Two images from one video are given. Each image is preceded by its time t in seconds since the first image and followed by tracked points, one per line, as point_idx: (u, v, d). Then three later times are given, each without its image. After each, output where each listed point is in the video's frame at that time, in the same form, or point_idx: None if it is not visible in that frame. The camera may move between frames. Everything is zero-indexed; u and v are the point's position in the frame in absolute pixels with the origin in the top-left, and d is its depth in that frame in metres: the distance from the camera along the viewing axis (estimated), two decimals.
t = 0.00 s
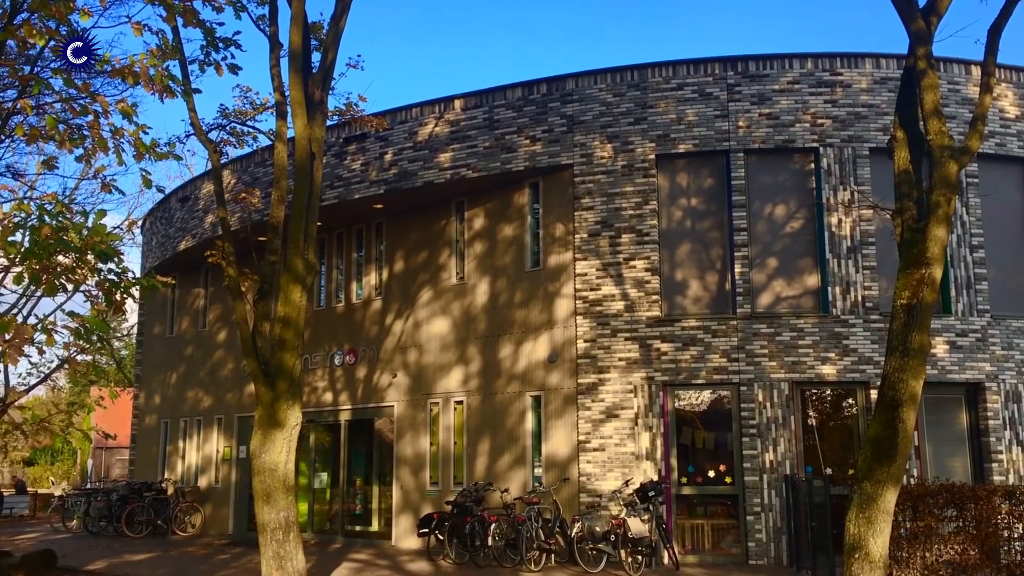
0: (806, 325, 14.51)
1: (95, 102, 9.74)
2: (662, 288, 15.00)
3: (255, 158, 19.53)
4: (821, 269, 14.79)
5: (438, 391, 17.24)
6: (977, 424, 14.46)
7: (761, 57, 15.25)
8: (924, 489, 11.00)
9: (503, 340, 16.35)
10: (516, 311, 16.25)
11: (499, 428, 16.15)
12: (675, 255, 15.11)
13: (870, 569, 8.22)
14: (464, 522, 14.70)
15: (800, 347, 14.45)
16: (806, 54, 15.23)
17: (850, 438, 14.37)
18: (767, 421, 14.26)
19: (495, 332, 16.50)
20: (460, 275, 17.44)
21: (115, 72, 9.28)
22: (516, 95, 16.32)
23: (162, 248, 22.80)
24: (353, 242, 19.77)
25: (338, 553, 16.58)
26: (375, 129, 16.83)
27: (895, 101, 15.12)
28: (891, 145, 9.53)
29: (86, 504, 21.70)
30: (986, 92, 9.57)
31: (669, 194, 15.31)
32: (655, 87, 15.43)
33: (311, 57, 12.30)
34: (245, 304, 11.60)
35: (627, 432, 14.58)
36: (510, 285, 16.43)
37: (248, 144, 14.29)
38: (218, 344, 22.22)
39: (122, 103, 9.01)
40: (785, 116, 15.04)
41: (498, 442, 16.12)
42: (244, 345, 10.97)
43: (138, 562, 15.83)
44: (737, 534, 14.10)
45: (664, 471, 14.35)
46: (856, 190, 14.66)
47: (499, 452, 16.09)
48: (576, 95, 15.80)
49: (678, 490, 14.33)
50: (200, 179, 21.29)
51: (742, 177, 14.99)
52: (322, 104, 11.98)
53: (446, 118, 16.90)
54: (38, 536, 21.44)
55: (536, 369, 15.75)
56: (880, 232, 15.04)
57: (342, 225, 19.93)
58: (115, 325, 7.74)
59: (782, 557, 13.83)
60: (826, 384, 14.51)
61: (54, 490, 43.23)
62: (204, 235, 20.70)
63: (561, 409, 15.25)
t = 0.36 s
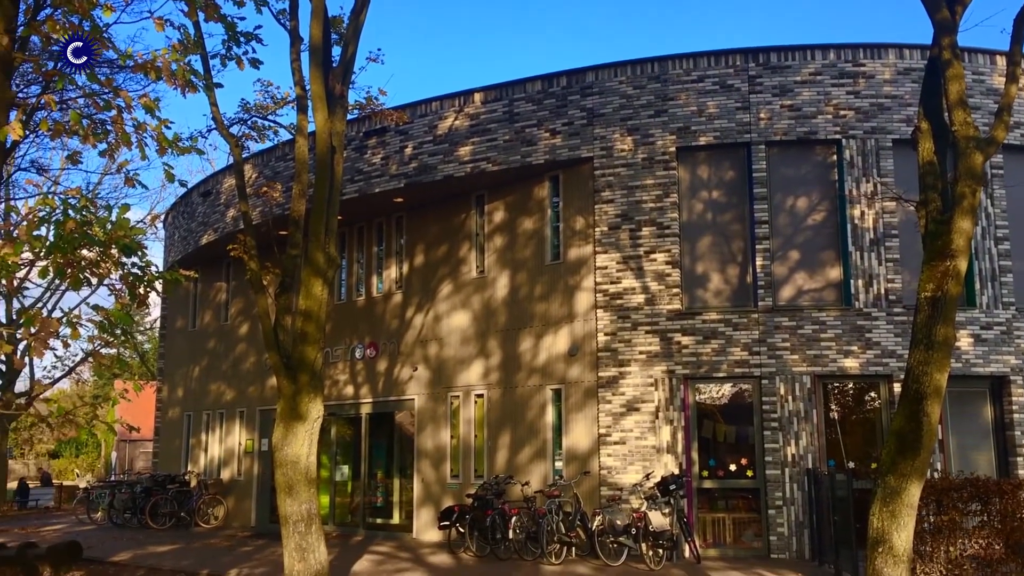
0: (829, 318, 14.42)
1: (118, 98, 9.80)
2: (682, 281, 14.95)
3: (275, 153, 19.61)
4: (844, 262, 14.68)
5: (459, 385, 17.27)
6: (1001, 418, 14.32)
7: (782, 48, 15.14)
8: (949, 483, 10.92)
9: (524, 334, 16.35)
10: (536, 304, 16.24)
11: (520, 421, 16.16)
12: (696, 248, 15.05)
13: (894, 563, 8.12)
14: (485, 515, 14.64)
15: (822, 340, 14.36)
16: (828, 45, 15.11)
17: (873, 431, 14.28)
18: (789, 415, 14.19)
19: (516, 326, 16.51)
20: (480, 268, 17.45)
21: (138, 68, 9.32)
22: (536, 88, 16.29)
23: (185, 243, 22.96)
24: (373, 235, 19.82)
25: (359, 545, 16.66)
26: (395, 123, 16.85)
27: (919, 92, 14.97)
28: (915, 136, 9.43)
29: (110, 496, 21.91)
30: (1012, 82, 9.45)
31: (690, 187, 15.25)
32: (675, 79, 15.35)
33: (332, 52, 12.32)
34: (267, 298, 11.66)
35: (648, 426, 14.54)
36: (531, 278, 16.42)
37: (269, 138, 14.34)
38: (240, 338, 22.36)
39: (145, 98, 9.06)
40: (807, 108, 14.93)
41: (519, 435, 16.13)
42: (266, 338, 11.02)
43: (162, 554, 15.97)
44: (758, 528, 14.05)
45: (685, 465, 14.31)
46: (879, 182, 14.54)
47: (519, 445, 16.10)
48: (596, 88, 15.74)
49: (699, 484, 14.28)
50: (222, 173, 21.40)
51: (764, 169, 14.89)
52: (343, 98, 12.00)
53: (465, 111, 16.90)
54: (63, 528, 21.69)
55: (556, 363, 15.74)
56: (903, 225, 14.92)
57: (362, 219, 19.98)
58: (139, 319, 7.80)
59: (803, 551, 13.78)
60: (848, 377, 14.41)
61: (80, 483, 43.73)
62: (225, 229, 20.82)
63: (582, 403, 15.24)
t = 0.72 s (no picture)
0: (843, 312, 14.35)
1: (133, 91, 9.82)
2: (696, 274, 14.90)
3: (289, 146, 19.65)
4: (859, 255, 14.61)
5: (472, 378, 17.28)
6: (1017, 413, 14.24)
7: (797, 40, 15.05)
8: (964, 478, 10.87)
9: (537, 327, 16.34)
10: (550, 297, 16.23)
11: (533, 415, 16.17)
12: (710, 242, 15.01)
13: (909, 558, 8.06)
14: (498, 508, 14.69)
15: (837, 334, 14.30)
16: (843, 38, 15.00)
17: (887, 426, 14.21)
18: (803, 409, 14.15)
19: (529, 319, 16.50)
20: (494, 262, 17.45)
21: (152, 61, 9.34)
22: (549, 81, 16.25)
23: (199, 236, 23.05)
24: (386, 229, 19.84)
25: (373, 538, 16.71)
26: (408, 116, 16.85)
27: (935, 85, 14.86)
28: (932, 129, 9.36)
29: (126, 488, 22.06)
30: None
31: (704, 180, 15.20)
32: (689, 72, 15.28)
33: (345, 45, 12.32)
34: (281, 292, 11.68)
35: (661, 419, 14.50)
36: (544, 272, 16.41)
37: (283, 131, 14.36)
38: (254, 331, 22.43)
39: (160, 91, 9.07)
40: (822, 101, 14.85)
41: (532, 428, 16.14)
42: (280, 331, 11.04)
43: (177, 545, 16.06)
44: (772, 522, 14.02)
45: (698, 459, 14.28)
46: (895, 175, 14.45)
47: (533, 439, 16.10)
48: (610, 81, 15.69)
49: (713, 477, 14.26)
50: (236, 167, 21.46)
51: (778, 163, 14.82)
52: (356, 91, 12.00)
53: (479, 104, 16.88)
54: (80, 519, 21.85)
55: (570, 356, 15.74)
56: (919, 218, 14.83)
57: (376, 212, 20.00)
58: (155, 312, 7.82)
59: (817, 545, 13.74)
60: (863, 371, 14.35)
61: (96, 475, 44.03)
62: (239, 223, 20.89)
63: (595, 396, 15.23)
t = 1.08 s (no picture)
0: (854, 307, 14.30)
1: (143, 85, 9.81)
2: (706, 269, 14.86)
3: (299, 140, 19.67)
4: (870, 250, 14.55)
5: (481, 372, 17.28)
6: None
7: (809, 34, 14.97)
8: (975, 474, 10.83)
9: (547, 322, 16.33)
10: (559, 292, 16.22)
11: (542, 409, 16.16)
12: (720, 236, 14.96)
13: (921, 554, 7.99)
14: (507, 502, 14.67)
15: (848, 329, 14.25)
16: (855, 31, 14.92)
17: (898, 421, 14.15)
18: (813, 404, 14.10)
19: (538, 314, 16.49)
20: (503, 256, 17.44)
21: (164, 55, 9.32)
22: (559, 75, 16.21)
23: (209, 230, 23.10)
24: (396, 223, 19.84)
25: (382, 531, 16.75)
26: (418, 110, 16.83)
27: (948, 79, 14.77)
28: (945, 123, 9.30)
29: (137, 481, 22.17)
30: None
31: (714, 174, 15.15)
32: (700, 66, 15.23)
33: (355, 39, 12.30)
34: (291, 285, 11.69)
35: (671, 414, 14.48)
36: (554, 266, 16.39)
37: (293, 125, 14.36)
38: (264, 325, 22.47)
39: (171, 85, 9.06)
40: (834, 95, 14.77)
41: (541, 422, 16.14)
42: (290, 324, 11.06)
43: (188, 538, 16.11)
44: (781, 517, 13.99)
45: (708, 454, 14.26)
46: (906, 169, 14.37)
47: (542, 433, 16.10)
48: (620, 75, 15.63)
49: (722, 472, 14.23)
50: (246, 161, 21.48)
51: (789, 157, 14.76)
52: (366, 85, 11.98)
53: (489, 98, 16.86)
54: (91, 511, 21.94)
55: (579, 351, 15.72)
56: (931, 213, 14.76)
57: (385, 206, 20.01)
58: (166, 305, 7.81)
59: (827, 541, 13.70)
60: (873, 367, 14.29)
61: (107, 468, 44.31)
62: (249, 217, 20.93)
63: (605, 391, 15.22)
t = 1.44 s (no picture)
0: (863, 302, 14.25)
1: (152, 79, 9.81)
2: (714, 264, 14.82)
3: (307, 135, 19.68)
4: (879, 245, 14.49)
5: (489, 366, 17.28)
6: None
7: (819, 28, 14.90)
8: (985, 470, 10.79)
9: (555, 316, 16.32)
10: (567, 286, 16.20)
11: (550, 404, 16.17)
12: (729, 231, 14.92)
13: (931, 550, 7.89)
14: (515, 496, 14.66)
15: (857, 324, 14.20)
16: (865, 25, 14.85)
17: (907, 417, 14.11)
18: (822, 399, 14.07)
19: (546, 308, 16.48)
20: (511, 250, 17.43)
21: (173, 48, 9.32)
22: (568, 69, 16.18)
23: (218, 224, 23.13)
24: (404, 217, 19.84)
25: (390, 525, 16.78)
26: (426, 105, 16.82)
27: (959, 73, 14.69)
28: (956, 117, 9.24)
29: (146, 474, 22.26)
30: None
31: (723, 168, 15.10)
32: (709, 60, 15.18)
33: (364, 33, 12.29)
34: (299, 279, 11.70)
35: (679, 409, 14.46)
36: (562, 260, 16.37)
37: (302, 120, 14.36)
38: (272, 319, 22.50)
39: (180, 79, 9.06)
40: (843, 89, 14.71)
41: (549, 417, 16.14)
42: (299, 318, 11.08)
43: (196, 531, 16.17)
44: (789, 513, 13.97)
45: (716, 449, 14.25)
46: (916, 163, 14.31)
47: (550, 427, 16.10)
48: (629, 68, 15.59)
49: (730, 467, 14.22)
50: (254, 155, 21.50)
51: (799, 151, 14.71)
52: (375, 79, 11.97)
53: (497, 92, 16.83)
54: (100, 504, 22.05)
55: (587, 346, 15.71)
56: (941, 208, 14.70)
57: (393, 201, 20.00)
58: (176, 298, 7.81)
59: (835, 536, 13.66)
60: (882, 362, 14.24)
61: (117, 462, 44.53)
62: (258, 211, 20.95)
63: (613, 385, 15.21)
